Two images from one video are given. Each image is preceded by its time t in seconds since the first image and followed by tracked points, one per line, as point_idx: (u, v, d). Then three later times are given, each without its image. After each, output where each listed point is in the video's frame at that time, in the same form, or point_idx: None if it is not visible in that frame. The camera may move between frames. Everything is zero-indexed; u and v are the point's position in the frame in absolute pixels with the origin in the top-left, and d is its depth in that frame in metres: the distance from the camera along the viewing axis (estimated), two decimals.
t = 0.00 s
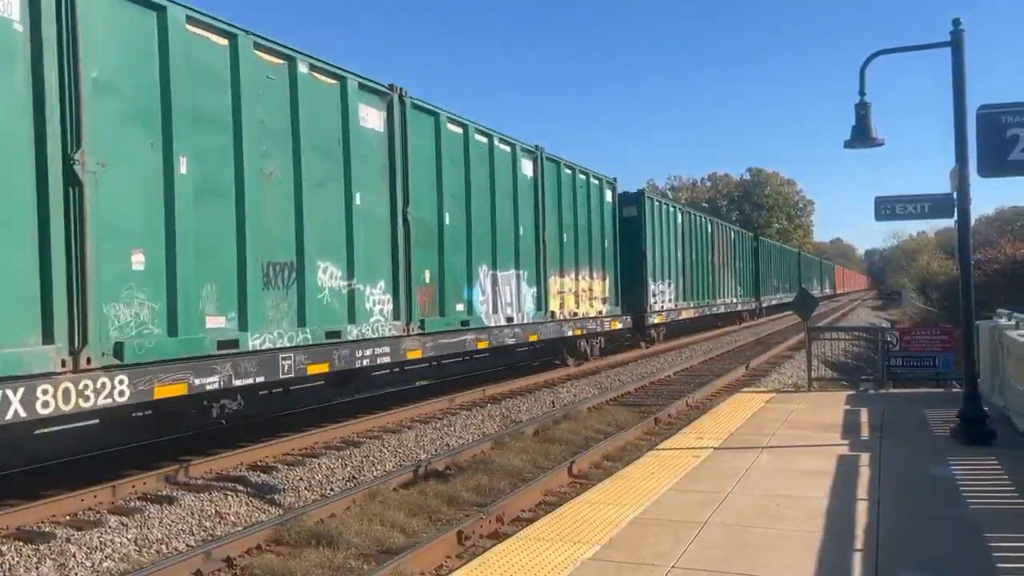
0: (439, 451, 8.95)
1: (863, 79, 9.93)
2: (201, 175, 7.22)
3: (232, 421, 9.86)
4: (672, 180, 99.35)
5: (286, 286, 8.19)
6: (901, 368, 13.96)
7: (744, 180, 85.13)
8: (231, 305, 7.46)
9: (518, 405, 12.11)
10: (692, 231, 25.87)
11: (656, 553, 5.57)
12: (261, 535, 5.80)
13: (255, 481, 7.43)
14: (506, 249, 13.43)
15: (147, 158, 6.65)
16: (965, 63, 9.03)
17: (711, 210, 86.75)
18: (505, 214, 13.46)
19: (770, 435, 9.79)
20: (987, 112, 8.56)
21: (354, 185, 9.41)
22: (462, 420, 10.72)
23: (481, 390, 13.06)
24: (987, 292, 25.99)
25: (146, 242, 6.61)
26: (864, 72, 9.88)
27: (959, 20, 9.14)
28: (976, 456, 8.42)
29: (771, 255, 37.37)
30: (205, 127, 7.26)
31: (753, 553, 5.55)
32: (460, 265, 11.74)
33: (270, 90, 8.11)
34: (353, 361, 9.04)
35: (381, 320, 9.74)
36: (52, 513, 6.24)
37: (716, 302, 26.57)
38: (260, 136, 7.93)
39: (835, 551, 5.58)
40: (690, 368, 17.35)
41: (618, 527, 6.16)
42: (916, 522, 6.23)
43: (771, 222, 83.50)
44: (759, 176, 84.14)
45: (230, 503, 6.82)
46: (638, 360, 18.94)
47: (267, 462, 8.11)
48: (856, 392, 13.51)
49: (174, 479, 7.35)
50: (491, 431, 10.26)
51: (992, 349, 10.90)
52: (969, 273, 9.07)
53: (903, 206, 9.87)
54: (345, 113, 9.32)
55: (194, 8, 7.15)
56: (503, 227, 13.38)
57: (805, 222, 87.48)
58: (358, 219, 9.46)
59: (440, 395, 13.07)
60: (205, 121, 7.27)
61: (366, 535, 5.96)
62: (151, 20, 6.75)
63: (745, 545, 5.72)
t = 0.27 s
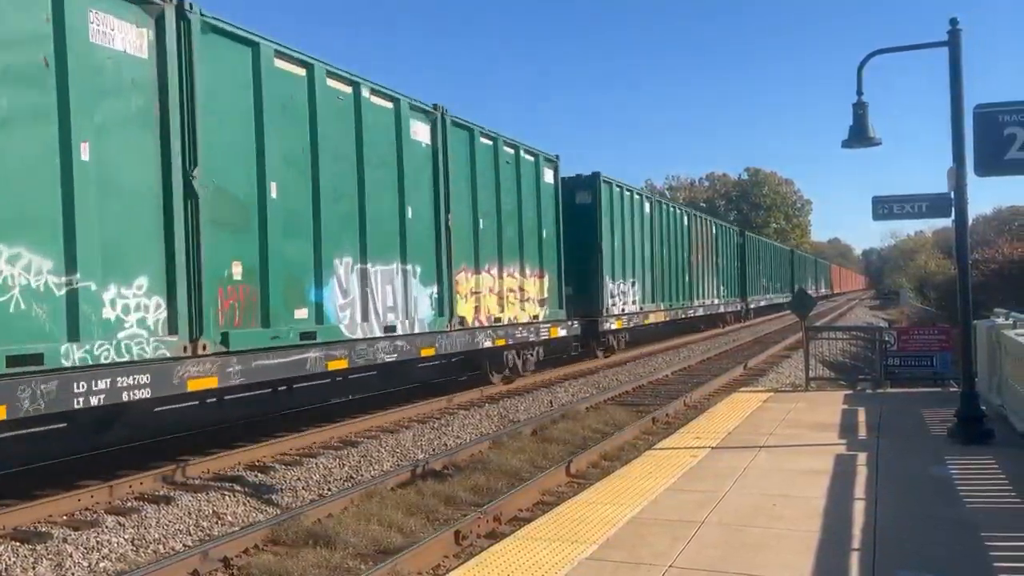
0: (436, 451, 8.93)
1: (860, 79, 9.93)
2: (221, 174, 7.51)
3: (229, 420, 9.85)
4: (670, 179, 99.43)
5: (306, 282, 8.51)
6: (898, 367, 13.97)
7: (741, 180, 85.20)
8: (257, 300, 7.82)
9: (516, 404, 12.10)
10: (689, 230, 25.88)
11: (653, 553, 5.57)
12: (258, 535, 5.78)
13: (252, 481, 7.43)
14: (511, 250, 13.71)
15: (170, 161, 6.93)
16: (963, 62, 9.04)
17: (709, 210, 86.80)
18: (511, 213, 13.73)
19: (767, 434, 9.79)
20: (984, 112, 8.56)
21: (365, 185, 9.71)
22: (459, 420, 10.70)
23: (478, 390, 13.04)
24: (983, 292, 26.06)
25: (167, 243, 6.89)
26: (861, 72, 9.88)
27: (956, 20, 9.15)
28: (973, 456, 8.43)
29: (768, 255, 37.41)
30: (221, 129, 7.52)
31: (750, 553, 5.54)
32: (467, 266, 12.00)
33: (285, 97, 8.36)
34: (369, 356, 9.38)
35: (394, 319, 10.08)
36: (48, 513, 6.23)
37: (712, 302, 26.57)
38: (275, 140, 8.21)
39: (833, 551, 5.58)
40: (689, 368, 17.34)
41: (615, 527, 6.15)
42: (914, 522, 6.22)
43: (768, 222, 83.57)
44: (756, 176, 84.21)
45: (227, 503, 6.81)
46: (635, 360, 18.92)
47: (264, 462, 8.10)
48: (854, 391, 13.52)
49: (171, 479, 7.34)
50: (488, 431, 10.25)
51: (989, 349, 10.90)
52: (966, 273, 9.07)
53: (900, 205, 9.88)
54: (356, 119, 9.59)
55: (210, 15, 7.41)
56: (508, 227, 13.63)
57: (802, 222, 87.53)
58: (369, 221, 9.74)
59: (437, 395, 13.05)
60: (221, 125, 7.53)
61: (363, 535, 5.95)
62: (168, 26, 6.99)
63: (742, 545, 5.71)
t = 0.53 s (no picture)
0: (435, 451, 8.93)
1: (858, 78, 9.93)
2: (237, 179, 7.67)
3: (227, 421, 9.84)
4: (669, 179, 99.49)
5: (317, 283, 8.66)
6: (897, 367, 13.98)
7: (740, 180, 85.22)
8: (270, 304, 7.94)
9: (514, 404, 12.09)
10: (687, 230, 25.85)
11: (652, 553, 5.56)
12: (256, 536, 5.78)
13: (250, 481, 7.42)
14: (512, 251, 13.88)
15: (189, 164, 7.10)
16: (961, 62, 9.04)
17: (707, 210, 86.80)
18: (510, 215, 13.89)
19: (766, 434, 9.79)
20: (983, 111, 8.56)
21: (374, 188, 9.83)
22: (458, 420, 10.70)
23: (476, 390, 13.02)
24: (982, 291, 26.07)
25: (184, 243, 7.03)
26: (860, 72, 9.87)
27: (954, 20, 9.15)
28: (971, 456, 8.43)
29: (766, 254, 37.41)
30: (240, 135, 7.71)
31: (749, 553, 5.54)
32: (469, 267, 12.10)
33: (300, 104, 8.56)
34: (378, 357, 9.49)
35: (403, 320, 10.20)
36: (46, 513, 6.22)
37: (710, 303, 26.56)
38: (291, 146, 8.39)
39: (831, 551, 5.57)
40: (687, 368, 17.32)
41: (613, 527, 6.14)
42: (913, 522, 6.21)
43: (767, 222, 83.59)
44: (755, 176, 84.23)
45: (225, 503, 6.80)
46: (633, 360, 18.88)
47: (262, 462, 8.09)
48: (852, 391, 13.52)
49: (169, 479, 7.33)
50: (487, 431, 10.25)
51: (989, 349, 10.90)
52: (965, 272, 9.06)
53: (899, 205, 9.88)
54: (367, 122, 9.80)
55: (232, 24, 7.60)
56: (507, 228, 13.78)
57: (800, 222, 87.56)
58: (379, 224, 9.90)
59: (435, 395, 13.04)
60: (240, 130, 7.73)
61: (361, 535, 5.94)
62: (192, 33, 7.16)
63: (740, 545, 5.71)
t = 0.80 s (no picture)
0: (435, 451, 8.93)
1: (858, 78, 9.93)
2: (251, 178, 7.90)
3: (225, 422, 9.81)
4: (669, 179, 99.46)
5: (323, 278, 8.90)
6: (896, 367, 13.98)
7: (739, 180, 85.22)
8: (281, 297, 8.19)
9: (514, 404, 12.08)
10: (687, 230, 25.85)
11: (651, 553, 5.56)
12: (255, 536, 5.77)
13: (250, 481, 7.42)
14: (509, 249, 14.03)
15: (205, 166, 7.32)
16: (960, 62, 9.04)
17: (707, 209, 86.79)
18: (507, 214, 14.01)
19: (766, 434, 9.79)
20: (982, 111, 8.57)
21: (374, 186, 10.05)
22: (457, 420, 10.69)
23: (476, 390, 13.02)
24: (983, 290, 26.05)
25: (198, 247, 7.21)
26: (859, 72, 9.88)
27: (953, 19, 9.15)
28: (971, 455, 8.42)
29: (766, 254, 37.38)
30: (250, 140, 7.89)
31: (748, 553, 5.53)
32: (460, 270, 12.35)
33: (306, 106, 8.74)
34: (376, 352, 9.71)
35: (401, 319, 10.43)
36: (46, 514, 6.21)
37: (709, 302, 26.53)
38: (297, 148, 8.58)
39: (830, 551, 5.57)
40: (687, 368, 17.30)
41: (613, 527, 6.14)
42: (913, 522, 6.20)
43: (767, 222, 83.57)
44: (754, 176, 84.22)
45: (224, 503, 6.80)
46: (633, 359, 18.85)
47: (262, 462, 8.08)
48: (851, 391, 13.52)
49: (168, 479, 7.32)
50: (487, 430, 10.25)
51: (988, 348, 10.90)
52: (964, 272, 9.06)
53: (899, 205, 9.88)
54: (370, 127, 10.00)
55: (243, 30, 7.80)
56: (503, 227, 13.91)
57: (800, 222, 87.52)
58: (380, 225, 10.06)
59: (435, 395, 13.01)
60: (250, 135, 7.90)
61: (361, 535, 5.94)
62: (205, 38, 7.38)
63: (739, 545, 5.71)
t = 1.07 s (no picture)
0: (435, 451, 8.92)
1: (858, 78, 9.94)
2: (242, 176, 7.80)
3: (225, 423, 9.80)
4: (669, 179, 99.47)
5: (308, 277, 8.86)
6: (896, 366, 13.99)
7: (739, 180, 85.25)
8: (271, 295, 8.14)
9: (514, 404, 12.08)
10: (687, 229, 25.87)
11: (651, 553, 5.56)
12: (255, 535, 5.78)
13: (250, 481, 7.43)
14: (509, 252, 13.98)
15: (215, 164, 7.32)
16: (960, 62, 9.05)
17: (707, 209, 86.81)
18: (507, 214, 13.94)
19: (766, 434, 9.80)
20: (982, 111, 8.58)
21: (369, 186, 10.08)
22: (457, 420, 10.70)
23: (476, 390, 13.02)
24: (983, 290, 26.06)
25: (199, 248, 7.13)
26: (859, 72, 9.88)
27: (952, 19, 9.16)
28: (971, 455, 8.43)
29: (766, 253, 37.40)
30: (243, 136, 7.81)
31: (748, 553, 5.53)
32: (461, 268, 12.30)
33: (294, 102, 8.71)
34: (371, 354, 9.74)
35: (399, 319, 10.52)
36: (46, 514, 6.22)
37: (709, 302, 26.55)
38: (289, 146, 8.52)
39: (830, 551, 5.57)
40: (687, 368, 17.29)
41: (613, 527, 6.14)
42: (913, 522, 6.20)
43: (767, 222, 83.59)
44: (754, 176, 84.24)
45: (224, 503, 6.80)
46: (632, 359, 18.85)
47: (262, 462, 8.09)
48: (851, 391, 13.53)
49: (168, 479, 7.33)
50: (486, 430, 10.25)
51: (988, 348, 10.90)
52: (964, 272, 9.07)
53: (898, 205, 9.89)
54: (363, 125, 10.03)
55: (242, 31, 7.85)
56: (505, 228, 13.86)
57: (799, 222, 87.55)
58: (371, 225, 10.07)
59: (435, 395, 13.01)
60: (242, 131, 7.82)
61: (361, 535, 5.94)
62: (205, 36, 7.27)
63: (739, 545, 5.71)
